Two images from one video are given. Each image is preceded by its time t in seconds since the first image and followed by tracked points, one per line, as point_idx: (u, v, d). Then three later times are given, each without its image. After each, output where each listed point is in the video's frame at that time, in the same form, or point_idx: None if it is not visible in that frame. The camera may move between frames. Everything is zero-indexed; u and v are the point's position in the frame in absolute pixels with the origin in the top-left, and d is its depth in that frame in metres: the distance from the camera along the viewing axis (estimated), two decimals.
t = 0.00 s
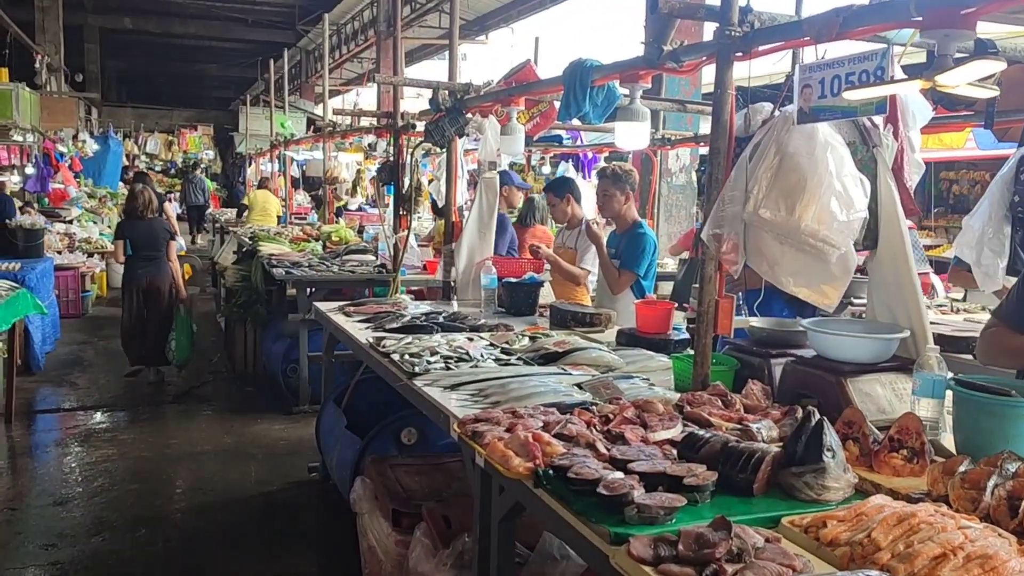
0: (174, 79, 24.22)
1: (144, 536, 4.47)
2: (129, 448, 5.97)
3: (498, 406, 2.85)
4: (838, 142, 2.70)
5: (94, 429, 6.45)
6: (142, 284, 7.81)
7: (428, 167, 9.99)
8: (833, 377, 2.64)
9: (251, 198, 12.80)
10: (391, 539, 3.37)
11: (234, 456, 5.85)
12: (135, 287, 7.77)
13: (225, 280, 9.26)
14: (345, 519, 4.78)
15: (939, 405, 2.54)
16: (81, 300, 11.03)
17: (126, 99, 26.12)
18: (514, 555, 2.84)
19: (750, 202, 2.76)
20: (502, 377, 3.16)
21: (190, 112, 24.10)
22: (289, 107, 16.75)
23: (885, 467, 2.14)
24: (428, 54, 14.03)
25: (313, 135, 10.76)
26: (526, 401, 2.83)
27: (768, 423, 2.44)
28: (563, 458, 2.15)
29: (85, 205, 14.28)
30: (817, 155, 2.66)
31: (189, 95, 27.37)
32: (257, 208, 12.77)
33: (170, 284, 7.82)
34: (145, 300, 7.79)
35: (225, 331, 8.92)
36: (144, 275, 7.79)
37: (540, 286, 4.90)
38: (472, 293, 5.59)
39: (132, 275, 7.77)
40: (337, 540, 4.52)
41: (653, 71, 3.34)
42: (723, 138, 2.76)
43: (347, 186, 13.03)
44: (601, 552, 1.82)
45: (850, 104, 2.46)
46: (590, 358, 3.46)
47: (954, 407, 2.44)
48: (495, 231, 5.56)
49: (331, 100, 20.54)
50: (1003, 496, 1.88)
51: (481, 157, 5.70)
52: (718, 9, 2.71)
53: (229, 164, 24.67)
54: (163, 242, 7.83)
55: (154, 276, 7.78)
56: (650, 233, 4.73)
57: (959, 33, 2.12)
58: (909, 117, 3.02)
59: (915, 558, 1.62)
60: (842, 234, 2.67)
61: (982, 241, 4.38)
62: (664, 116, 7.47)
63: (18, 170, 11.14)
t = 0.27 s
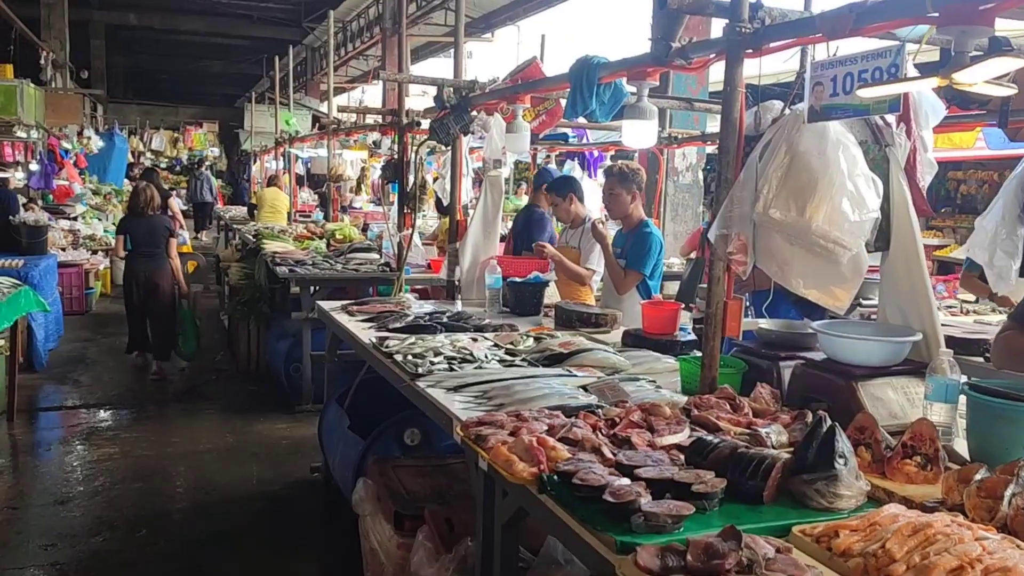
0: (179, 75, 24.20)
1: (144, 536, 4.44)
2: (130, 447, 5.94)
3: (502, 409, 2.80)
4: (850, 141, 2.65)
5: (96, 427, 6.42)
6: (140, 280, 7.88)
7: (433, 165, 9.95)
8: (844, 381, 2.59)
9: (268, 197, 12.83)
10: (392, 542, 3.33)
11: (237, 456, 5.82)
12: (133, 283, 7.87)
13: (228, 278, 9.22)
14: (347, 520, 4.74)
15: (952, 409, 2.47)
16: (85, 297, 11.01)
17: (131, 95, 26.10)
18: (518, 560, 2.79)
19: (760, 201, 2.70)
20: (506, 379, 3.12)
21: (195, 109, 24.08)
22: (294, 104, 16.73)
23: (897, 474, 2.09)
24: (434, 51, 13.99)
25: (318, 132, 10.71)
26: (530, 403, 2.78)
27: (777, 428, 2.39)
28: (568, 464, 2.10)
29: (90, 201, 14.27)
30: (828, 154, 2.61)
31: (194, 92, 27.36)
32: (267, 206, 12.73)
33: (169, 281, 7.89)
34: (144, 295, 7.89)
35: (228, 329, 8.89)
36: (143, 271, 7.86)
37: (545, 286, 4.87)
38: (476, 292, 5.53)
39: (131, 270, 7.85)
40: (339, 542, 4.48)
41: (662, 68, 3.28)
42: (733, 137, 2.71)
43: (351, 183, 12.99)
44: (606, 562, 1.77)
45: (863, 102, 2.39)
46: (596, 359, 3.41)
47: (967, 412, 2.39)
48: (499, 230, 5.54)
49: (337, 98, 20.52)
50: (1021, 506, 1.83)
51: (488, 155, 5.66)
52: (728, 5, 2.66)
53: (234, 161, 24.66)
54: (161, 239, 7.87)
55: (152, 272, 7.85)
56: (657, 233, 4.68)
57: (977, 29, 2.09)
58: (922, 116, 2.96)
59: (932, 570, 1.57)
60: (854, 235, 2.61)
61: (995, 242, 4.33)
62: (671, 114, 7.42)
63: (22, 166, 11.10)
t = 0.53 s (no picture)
0: (185, 72, 24.18)
1: (143, 539, 4.37)
2: (131, 446, 5.88)
3: (506, 413, 2.72)
4: (867, 139, 2.56)
5: (96, 426, 6.36)
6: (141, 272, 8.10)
7: (437, 162, 9.89)
8: (859, 387, 2.51)
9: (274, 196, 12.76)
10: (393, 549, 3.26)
11: (238, 457, 5.76)
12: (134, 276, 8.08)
13: (231, 276, 9.17)
14: (349, 524, 4.66)
15: (973, 417, 2.39)
16: (88, 294, 10.97)
17: (137, 91, 26.12)
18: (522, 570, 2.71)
19: (774, 200, 2.61)
20: (510, 382, 3.04)
21: (201, 106, 24.08)
22: (299, 101, 16.68)
23: (918, 486, 2.00)
24: (440, 49, 13.94)
25: (322, 129, 10.65)
26: (535, 408, 2.70)
27: (791, 436, 2.32)
28: (574, 473, 2.02)
29: (94, 197, 14.25)
30: (845, 151, 2.51)
31: (200, 89, 27.35)
32: (274, 204, 12.62)
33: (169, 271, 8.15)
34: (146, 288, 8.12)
35: (231, 327, 8.83)
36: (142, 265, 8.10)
37: (550, 286, 4.82)
38: (481, 293, 5.39)
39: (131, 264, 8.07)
40: (339, 545, 4.41)
41: (671, 64, 3.20)
42: (746, 133, 2.61)
43: (355, 181, 12.94)
44: None
45: (883, 97, 2.29)
46: (602, 362, 3.33)
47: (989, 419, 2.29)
48: (504, 229, 5.44)
49: (343, 95, 20.47)
50: None
51: (493, 153, 5.52)
52: None
53: (239, 158, 24.64)
54: (159, 231, 8.11)
55: (152, 264, 8.09)
56: (666, 232, 4.58)
57: (1005, 21, 2.01)
58: (941, 113, 2.86)
59: None
60: (871, 236, 2.52)
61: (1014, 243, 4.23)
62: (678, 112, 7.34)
63: (25, 162, 11.08)
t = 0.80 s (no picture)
0: (187, 68, 24.06)
1: (133, 546, 4.27)
2: (124, 449, 5.77)
3: (502, 424, 2.61)
4: (883, 139, 2.44)
5: (89, 427, 6.26)
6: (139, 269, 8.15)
7: (437, 160, 9.78)
8: (873, 400, 2.39)
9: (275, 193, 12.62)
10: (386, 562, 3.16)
11: (233, 460, 5.65)
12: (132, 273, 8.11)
13: (229, 274, 9.07)
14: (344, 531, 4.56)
15: (994, 432, 2.26)
16: (85, 293, 10.87)
17: (138, 87, 26.01)
18: None
19: (785, 203, 2.49)
20: (508, 390, 2.93)
21: (202, 102, 23.99)
22: (300, 98, 16.57)
23: (939, 508, 1.88)
24: (442, 46, 13.82)
25: (322, 126, 10.54)
26: (533, 419, 2.58)
27: (801, 451, 2.23)
28: (572, 494, 1.90)
29: (94, 194, 14.15)
30: (860, 152, 2.40)
31: (202, 85, 27.24)
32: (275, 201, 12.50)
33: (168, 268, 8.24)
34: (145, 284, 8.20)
35: (228, 326, 8.73)
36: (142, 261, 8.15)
37: (551, 288, 4.74)
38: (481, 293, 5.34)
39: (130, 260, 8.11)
40: (334, 552, 4.30)
41: (677, 59, 3.08)
42: (755, 132, 2.49)
43: (356, 178, 12.84)
44: None
45: (901, 95, 2.19)
46: (604, 369, 3.22)
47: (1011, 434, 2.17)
48: (504, 229, 5.33)
49: (345, 92, 20.36)
50: None
51: (493, 151, 5.40)
52: None
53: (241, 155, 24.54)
54: (158, 229, 8.14)
55: (151, 261, 8.15)
56: (670, 232, 4.46)
57: None
58: (958, 112, 2.74)
59: None
60: (886, 241, 2.41)
61: None
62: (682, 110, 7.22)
63: (23, 158, 10.96)
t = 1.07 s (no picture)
0: (180, 62, 23.90)
1: (113, 552, 4.15)
2: (107, 450, 5.65)
3: (491, 431, 2.48)
4: (890, 132, 2.32)
5: (73, 427, 6.14)
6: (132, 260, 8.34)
7: (430, 155, 9.67)
8: (880, 407, 2.27)
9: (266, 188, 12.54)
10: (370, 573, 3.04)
11: (219, 462, 5.53)
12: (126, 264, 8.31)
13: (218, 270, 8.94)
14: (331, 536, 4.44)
15: (1008, 441, 2.12)
16: (74, 289, 10.74)
17: (132, 81, 25.87)
18: None
19: (787, 199, 2.37)
20: (496, 394, 2.81)
21: (195, 96, 23.84)
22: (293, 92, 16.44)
23: (952, 526, 1.76)
24: (436, 40, 13.70)
25: (313, 120, 10.43)
26: (523, 426, 2.46)
27: (804, 463, 2.12)
28: (562, 511, 1.78)
29: (84, 189, 14.01)
30: (866, 146, 2.27)
31: (194, 79, 27.06)
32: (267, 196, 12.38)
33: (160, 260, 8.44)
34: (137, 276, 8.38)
35: (217, 323, 8.60)
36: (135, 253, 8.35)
37: (543, 286, 4.63)
38: (471, 291, 5.25)
39: (124, 251, 8.30)
40: (319, 558, 4.18)
41: (674, 50, 2.96)
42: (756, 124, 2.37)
43: (347, 173, 12.74)
44: None
45: (910, 86, 2.06)
46: (598, 372, 3.11)
47: None
48: (496, 225, 5.21)
49: (338, 86, 20.22)
50: None
51: (484, 144, 5.34)
52: None
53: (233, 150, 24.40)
54: (152, 221, 8.34)
55: (145, 252, 8.34)
56: (665, 230, 4.36)
57: None
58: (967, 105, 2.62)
59: None
60: (893, 240, 2.28)
61: None
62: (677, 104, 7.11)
63: (10, 153, 10.82)
